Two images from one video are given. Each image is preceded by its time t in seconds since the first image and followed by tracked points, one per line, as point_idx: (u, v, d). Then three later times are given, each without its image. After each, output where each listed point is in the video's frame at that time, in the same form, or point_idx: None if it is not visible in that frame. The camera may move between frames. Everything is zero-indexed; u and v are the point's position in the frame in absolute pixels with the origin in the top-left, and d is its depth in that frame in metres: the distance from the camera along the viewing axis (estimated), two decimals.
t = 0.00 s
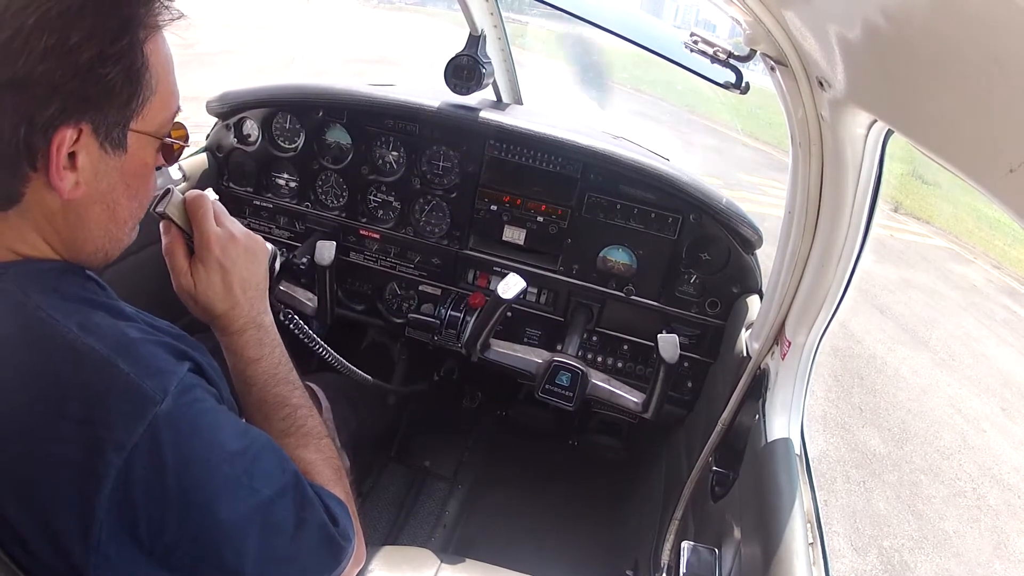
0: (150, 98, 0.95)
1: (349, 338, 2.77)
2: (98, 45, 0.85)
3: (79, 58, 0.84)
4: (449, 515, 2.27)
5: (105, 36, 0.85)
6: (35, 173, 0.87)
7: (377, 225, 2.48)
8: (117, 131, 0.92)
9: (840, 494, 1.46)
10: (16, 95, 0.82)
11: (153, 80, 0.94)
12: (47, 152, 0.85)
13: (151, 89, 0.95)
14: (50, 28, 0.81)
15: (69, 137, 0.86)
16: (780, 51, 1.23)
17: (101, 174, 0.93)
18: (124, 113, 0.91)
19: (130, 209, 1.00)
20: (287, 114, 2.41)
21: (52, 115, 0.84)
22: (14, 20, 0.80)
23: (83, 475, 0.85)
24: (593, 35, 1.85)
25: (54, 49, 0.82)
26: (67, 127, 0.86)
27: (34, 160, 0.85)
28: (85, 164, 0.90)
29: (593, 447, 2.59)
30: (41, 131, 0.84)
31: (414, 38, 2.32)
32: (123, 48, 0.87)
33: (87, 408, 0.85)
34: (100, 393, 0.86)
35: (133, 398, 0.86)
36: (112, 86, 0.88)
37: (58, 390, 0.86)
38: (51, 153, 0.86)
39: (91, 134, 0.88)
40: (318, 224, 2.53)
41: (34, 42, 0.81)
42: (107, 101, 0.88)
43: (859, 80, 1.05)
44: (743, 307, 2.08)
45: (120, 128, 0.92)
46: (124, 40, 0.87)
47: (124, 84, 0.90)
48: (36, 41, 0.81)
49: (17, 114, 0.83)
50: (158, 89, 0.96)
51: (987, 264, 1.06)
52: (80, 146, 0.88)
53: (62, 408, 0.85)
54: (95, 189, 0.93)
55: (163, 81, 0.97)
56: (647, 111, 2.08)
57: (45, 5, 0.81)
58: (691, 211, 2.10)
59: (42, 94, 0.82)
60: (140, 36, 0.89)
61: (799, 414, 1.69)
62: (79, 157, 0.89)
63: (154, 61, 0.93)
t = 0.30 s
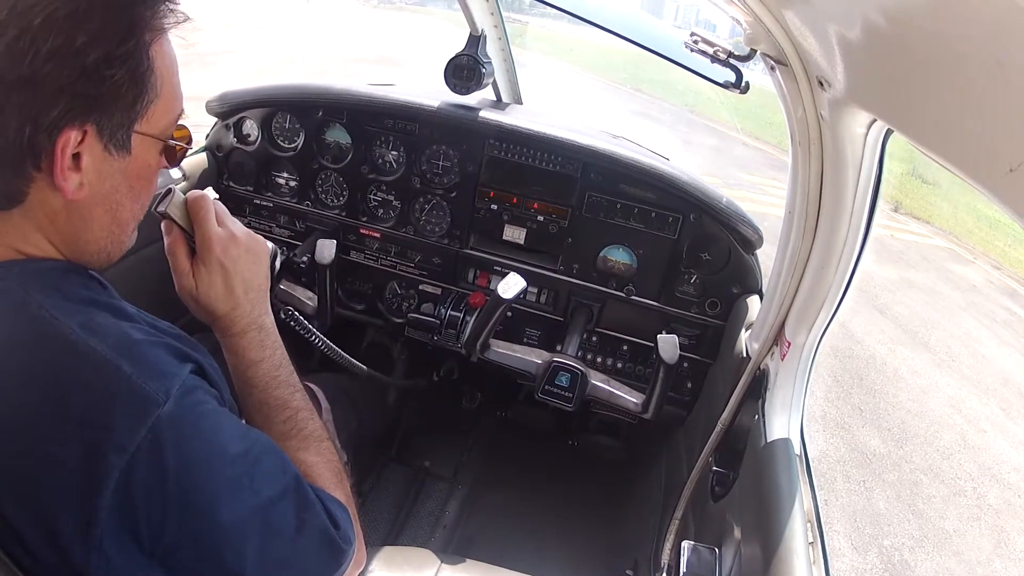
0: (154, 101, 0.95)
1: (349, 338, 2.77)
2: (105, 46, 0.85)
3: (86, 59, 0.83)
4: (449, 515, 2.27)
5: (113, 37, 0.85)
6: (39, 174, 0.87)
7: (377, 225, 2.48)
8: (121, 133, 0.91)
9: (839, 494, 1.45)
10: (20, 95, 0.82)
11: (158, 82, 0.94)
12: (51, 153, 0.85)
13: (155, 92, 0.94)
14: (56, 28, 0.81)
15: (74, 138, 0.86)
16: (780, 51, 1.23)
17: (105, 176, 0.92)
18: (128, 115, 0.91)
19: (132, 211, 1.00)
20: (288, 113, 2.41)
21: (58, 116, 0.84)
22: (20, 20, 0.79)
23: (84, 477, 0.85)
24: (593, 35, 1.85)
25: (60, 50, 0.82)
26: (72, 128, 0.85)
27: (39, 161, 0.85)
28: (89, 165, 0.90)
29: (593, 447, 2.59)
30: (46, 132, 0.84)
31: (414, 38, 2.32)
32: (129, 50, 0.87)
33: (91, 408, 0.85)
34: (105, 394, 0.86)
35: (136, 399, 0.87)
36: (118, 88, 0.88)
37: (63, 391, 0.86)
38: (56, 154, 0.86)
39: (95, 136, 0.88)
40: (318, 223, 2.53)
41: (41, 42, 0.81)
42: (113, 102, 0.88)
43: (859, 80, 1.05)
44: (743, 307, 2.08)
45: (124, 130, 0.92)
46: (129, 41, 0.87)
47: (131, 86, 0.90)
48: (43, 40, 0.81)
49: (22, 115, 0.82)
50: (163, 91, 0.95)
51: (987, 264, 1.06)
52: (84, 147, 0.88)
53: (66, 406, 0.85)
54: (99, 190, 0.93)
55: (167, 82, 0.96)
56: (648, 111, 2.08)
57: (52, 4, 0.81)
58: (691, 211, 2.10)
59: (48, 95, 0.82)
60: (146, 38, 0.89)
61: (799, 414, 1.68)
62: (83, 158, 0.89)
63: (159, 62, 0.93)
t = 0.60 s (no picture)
0: (180, 97, 0.96)
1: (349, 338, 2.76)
2: (143, 41, 0.86)
3: (124, 54, 0.85)
4: (449, 515, 2.27)
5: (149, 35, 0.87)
6: (75, 163, 0.86)
7: (377, 225, 2.48)
8: (153, 126, 0.92)
9: (839, 494, 1.46)
10: (60, 87, 0.82)
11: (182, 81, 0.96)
12: (90, 141, 0.85)
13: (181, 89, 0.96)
14: (96, 24, 0.83)
15: (112, 126, 0.86)
16: (780, 51, 1.23)
17: (135, 168, 0.92)
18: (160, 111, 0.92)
19: (152, 208, 0.99)
20: (288, 113, 2.41)
21: (98, 104, 0.84)
22: (63, 13, 0.82)
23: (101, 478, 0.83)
24: (592, 35, 1.85)
25: (99, 44, 0.83)
26: (112, 116, 0.86)
27: (77, 148, 0.85)
28: (121, 156, 0.90)
29: (593, 447, 2.58)
30: (87, 121, 0.84)
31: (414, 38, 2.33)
32: (162, 48, 0.89)
33: (116, 411, 0.84)
34: (131, 398, 0.84)
35: (161, 403, 0.85)
36: (153, 83, 0.89)
37: (89, 392, 0.84)
38: (94, 142, 0.86)
39: (131, 127, 0.89)
40: (318, 223, 2.53)
41: (81, 37, 0.82)
42: (150, 94, 0.89)
43: (859, 80, 1.05)
44: (743, 307, 2.08)
45: (156, 123, 0.92)
46: (163, 39, 0.89)
47: (165, 82, 0.91)
48: (85, 32, 0.82)
49: (61, 103, 0.82)
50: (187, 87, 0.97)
51: (987, 263, 1.06)
52: (118, 139, 0.88)
53: (91, 408, 0.84)
54: (128, 184, 0.92)
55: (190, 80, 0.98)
56: (648, 111, 2.09)
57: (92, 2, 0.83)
58: (692, 212, 2.11)
59: (90, 83, 0.83)
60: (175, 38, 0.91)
61: (799, 414, 1.68)
62: (116, 150, 0.89)
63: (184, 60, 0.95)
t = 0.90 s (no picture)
0: (215, 102, 1.00)
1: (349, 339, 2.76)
2: (185, 47, 0.91)
3: (165, 56, 0.88)
4: (450, 515, 2.27)
5: (184, 40, 0.90)
6: (119, 162, 0.88)
7: (377, 226, 2.48)
8: (190, 129, 0.95)
9: (839, 494, 1.45)
10: (106, 88, 0.84)
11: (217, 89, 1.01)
12: (134, 141, 0.88)
13: (216, 96, 1.00)
14: (140, 29, 0.86)
15: (154, 128, 0.89)
16: (780, 51, 1.23)
17: (173, 168, 0.95)
18: (196, 114, 0.96)
19: (184, 206, 1.02)
20: (287, 114, 2.41)
21: (142, 107, 0.87)
22: (106, 19, 0.84)
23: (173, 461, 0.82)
24: (592, 35, 1.85)
25: (143, 47, 0.86)
26: (153, 119, 0.89)
27: (121, 148, 0.87)
28: (160, 157, 0.92)
29: (593, 447, 2.58)
30: (132, 122, 0.87)
31: (418, 41, 2.36)
32: (200, 53, 0.94)
33: (185, 383, 0.83)
34: (196, 371, 0.84)
35: (227, 377, 0.86)
36: (191, 86, 0.93)
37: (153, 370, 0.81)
38: (137, 142, 0.88)
39: (171, 128, 0.92)
40: (318, 224, 2.53)
41: (126, 40, 0.85)
42: (188, 96, 0.92)
43: (859, 81, 1.05)
44: (743, 307, 2.07)
45: (191, 126, 0.95)
46: (202, 47, 0.93)
47: (200, 87, 0.95)
48: (129, 38, 0.85)
49: (111, 104, 0.85)
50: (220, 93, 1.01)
51: (987, 263, 1.06)
52: (158, 140, 0.91)
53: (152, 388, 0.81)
54: (167, 181, 0.95)
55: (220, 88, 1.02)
56: (649, 111, 2.08)
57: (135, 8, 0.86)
58: (691, 211, 2.10)
59: (135, 87, 0.86)
60: (213, 46, 0.96)
61: (799, 414, 1.67)
62: (156, 150, 0.91)
63: (219, 68, 1.00)
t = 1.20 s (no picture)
0: (250, 110, 1.16)
1: (349, 339, 2.76)
2: (227, 61, 1.06)
3: (211, 69, 1.04)
4: (449, 514, 2.27)
5: (229, 55, 1.07)
6: (165, 164, 1.03)
7: (377, 225, 2.48)
8: (227, 134, 1.11)
9: (839, 494, 1.45)
10: (160, 95, 0.99)
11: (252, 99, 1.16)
12: (180, 144, 1.03)
13: (251, 105, 1.16)
14: (190, 44, 1.02)
15: (198, 134, 1.05)
16: (780, 51, 1.23)
17: (212, 171, 1.12)
18: (235, 122, 1.12)
19: (218, 203, 1.18)
20: (288, 114, 2.41)
21: (189, 115, 1.02)
22: (159, 33, 0.99)
23: (224, 405, 0.99)
24: (593, 35, 1.85)
25: (193, 60, 1.02)
26: (197, 125, 1.04)
27: (167, 153, 1.02)
28: (203, 158, 1.08)
29: (592, 447, 2.57)
30: (179, 128, 1.02)
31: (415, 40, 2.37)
32: (240, 66, 1.09)
33: (229, 346, 1.00)
34: (239, 337, 1.02)
35: (267, 338, 1.05)
36: (233, 96, 1.09)
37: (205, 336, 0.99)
38: (183, 145, 1.04)
39: (212, 134, 1.08)
40: (318, 223, 2.53)
41: (178, 53, 1.00)
42: (228, 106, 1.08)
43: (860, 80, 1.05)
44: (743, 307, 2.07)
45: (229, 132, 1.12)
46: (242, 61, 1.09)
47: (239, 97, 1.11)
48: (179, 53, 1.00)
49: (164, 110, 1.00)
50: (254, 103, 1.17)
51: (987, 263, 1.06)
52: (201, 144, 1.07)
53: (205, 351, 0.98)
54: (206, 181, 1.11)
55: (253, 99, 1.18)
56: (648, 112, 2.12)
57: (185, 26, 1.02)
58: (692, 211, 2.10)
59: (183, 96, 1.01)
60: (249, 60, 1.11)
61: (799, 414, 1.66)
62: (200, 153, 1.07)
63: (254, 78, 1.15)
